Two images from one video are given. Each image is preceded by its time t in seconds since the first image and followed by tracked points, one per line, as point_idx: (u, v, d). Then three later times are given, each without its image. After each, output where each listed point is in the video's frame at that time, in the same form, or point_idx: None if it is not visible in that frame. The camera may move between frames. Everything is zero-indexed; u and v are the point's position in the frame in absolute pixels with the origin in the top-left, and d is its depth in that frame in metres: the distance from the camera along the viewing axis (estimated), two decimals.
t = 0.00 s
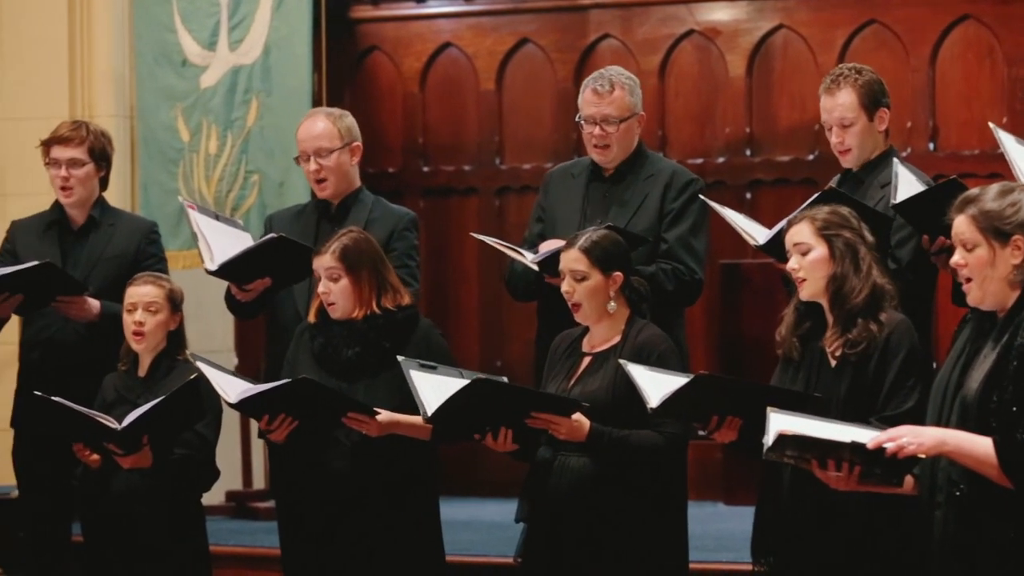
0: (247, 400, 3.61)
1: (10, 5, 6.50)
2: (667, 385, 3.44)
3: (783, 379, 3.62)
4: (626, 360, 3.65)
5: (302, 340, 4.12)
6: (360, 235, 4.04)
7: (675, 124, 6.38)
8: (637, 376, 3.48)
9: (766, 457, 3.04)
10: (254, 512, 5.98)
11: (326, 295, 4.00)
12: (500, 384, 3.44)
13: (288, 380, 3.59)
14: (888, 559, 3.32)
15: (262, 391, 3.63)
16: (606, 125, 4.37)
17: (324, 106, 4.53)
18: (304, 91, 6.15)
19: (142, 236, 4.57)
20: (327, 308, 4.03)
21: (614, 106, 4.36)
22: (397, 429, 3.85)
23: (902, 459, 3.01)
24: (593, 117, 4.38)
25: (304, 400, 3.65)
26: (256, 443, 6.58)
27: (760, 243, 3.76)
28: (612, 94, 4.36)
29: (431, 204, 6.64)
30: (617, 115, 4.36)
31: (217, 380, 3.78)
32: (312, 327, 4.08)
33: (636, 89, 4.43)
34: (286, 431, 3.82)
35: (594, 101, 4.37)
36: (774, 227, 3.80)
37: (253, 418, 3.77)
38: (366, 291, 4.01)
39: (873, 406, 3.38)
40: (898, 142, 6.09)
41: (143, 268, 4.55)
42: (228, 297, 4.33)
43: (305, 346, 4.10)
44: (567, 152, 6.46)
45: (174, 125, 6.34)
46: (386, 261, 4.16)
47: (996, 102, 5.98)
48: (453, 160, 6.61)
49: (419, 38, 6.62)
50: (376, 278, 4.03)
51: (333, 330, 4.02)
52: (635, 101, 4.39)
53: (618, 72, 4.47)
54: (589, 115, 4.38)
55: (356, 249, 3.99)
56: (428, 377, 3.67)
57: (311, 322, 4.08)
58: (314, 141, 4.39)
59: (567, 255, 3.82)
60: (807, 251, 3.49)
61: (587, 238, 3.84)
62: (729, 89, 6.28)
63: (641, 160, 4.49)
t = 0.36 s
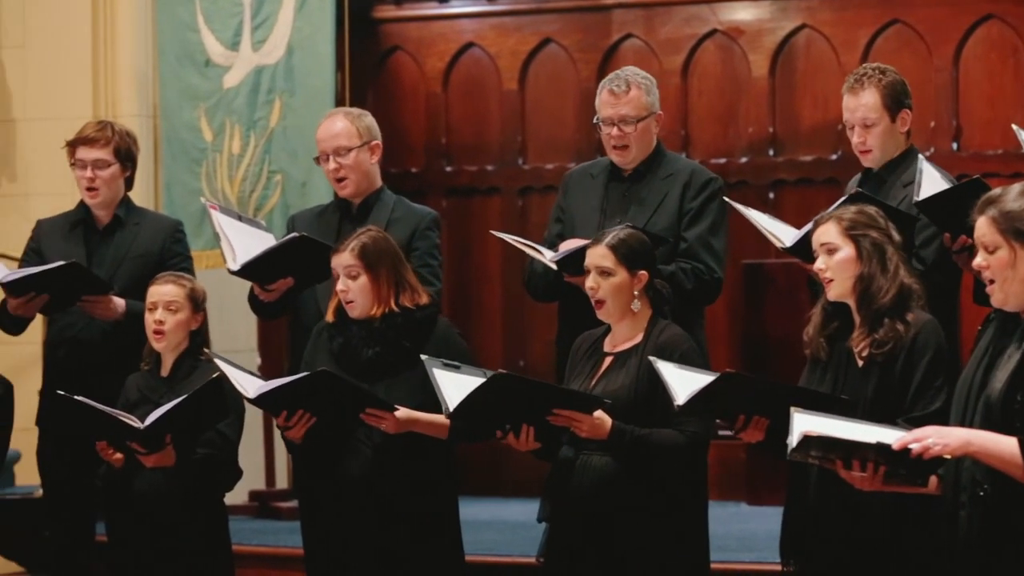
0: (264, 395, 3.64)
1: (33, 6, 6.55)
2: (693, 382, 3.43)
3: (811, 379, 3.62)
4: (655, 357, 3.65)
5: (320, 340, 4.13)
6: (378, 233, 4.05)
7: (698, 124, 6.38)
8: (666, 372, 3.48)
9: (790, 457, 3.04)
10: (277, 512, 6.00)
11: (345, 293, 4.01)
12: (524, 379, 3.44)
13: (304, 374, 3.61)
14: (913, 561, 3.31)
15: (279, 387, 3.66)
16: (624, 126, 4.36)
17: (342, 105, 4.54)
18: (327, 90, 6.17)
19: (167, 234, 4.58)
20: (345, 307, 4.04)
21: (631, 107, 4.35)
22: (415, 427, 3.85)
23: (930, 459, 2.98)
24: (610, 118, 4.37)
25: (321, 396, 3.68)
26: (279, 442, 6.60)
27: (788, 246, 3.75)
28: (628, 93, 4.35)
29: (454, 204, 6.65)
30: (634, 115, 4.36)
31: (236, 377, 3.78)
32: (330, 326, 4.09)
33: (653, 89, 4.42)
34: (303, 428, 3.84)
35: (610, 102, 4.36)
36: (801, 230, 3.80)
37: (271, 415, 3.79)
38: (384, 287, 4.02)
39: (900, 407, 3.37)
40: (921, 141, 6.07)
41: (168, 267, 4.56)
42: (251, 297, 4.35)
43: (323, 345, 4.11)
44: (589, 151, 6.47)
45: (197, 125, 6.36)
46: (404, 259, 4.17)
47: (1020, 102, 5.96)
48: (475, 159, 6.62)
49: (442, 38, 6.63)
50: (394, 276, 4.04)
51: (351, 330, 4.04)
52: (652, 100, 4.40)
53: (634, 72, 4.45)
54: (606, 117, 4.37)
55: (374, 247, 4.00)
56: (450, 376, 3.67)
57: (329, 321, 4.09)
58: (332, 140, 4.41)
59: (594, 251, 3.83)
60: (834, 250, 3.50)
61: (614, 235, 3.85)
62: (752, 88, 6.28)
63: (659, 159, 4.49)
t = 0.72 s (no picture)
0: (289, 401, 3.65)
1: (60, 7, 6.57)
2: (722, 381, 3.45)
3: (838, 378, 3.60)
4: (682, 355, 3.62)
5: (344, 343, 4.14)
6: (398, 235, 4.05)
7: (723, 124, 6.36)
8: (695, 370, 3.49)
9: (817, 458, 3.02)
10: (302, 512, 6.01)
11: (368, 296, 4.02)
12: (552, 380, 3.45)
13: (329, 379, 3.62)
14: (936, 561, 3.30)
15: (303, 393, 3.66)
16: (641, 123, 4.36)
17: (367, 105, 4.55)
18: (352, 91, 6.17)
19: (193, 234, 4.59)
20: (368, 309, 4.05)
21: (648, 104, 4.36)
22: (440, 426, 3.84)
23: (956, 460, 3.00)
24: (627, 116, 4.37)
25: (348, 398, 3.68)
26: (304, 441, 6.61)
27: (811, 249, 3.74)
28: (644, 91, 4.37)
29: (479, 203, 6.64)
30: (651, 112, 4.36)
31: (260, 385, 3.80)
32: (353, 328, 4.11)
33: (671, 86, 4.44)
34: (328, 432, 3.85)
35: (627, 100, 4.38)
36: (826, 232, 3.81)
37: (296, 419, 3.80)
38: (407, 290, 4.03)
39: (929, 406, 3.36)
40: (946, 141, 6.03)
41: (194, 267, 4.58)
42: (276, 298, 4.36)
43: (347, 347, 4.12)
44: (614, 151, 6.46)
45: (222, 124, 6.38)
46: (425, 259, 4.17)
47: None
48: (500, 159, 6.62)
49: (467, 38, 6.63)
50: (417, 277, 4.04)
51: (376, 333, 4.04)
52: (670, 97, 4.40)
53: (652, 72, 4.47)
54: (623, 115, 4.39)
55: (395, 249, 4.00)
56: (471, 375, 3.68)
57: (352, 324, 4.11)
58: (357, 140, 4.41)
59: (619, 250, 3.82)
60: (864, 250, 3.48)
61: (639, 234, 3.84)
62: (777, 87, 6.26)
63: (677, 159, 4.49)
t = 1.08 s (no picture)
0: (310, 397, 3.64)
1: (84, 7, 6.59)
2: (750, 381, 3.43)
3: (867, 377, 3.62)
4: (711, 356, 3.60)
5: (370, 339, 4.14)
6: (429, 233, 4.07)
7: (748, 123, 6.34)
8: (722, 369, 3.48)
9: (841, 453, 3.05)
10: (327, 511, 6.02)
11: (395, 292, 4.02)
12: (581, 373, 3.42)
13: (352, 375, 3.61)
14: (961, 563, 3.28)
15: (324, 388, 3.65)
16: (659, 121, 4.34)
17: (390, 104, 4.53)
18: (376, 91, 6.18)
19: (218, 233, 4.60)
20: (395, 306, 4.06)
21: (666, 102, 4.32)
22: (464, 424, 3.85)
23: (981, 458, 3.00)
24: (646, 115, 4.35)
25: (375, 391, 3.66)
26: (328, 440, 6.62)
27: (839, 247, 3.74)
28: (662, 90, 4.33)
29: (503, 203, 6.64)
30: (669, 111, 4.33)
31: (282, 376, 3.81)
32: (380, 326, 4.12)
33: (691, 85, 4.38)
34: (351, 427, 3.86)
35: (645, 100, 4.35)
36: (852, 231, 3.78)
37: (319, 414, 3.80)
38: (435, 285, 4.04)
39: (958, 408, 3.36)
40: (971, 140, 6.00)
41: (218, 266, 4.59)
42: (300, 298, 4.36)
43: (374, 343, 4.12)
44: (639, 150, 6.45)
45: (247, 123, 6.40)
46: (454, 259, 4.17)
47: None
48: (524, 158, 6.61)
49: (492, 37, 6.63)
50: (445, 274, 4.05)
51: (403, 329, 4.04)
52: (689, 96, 4.36)
53: (671, 70, 4.42)
54: (642, 113, 4.36)
55: (425, 247, 4.02)
56: (496, 364, 3.66)
57: (379, 320, 4.12)
58: (382, 140, 4.40)
59: (642, 252, 3.80)
60: (893, 251, 3.46)
61: (661, 235, 3.82)
62: (802, 86, 6.25)
63: (698, 159, 4.48)
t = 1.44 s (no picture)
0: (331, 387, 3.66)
1: (109, 6, 6.61)
2: (778, 381, 3.45)
3: (892, 377, 3.60)
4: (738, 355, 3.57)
5: (400, 333, 4.14)
6: (474, 234, 4.08)
7: (771, 122, 6.32)
8: (749, 367, 3.49)
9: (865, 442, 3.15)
10: (351, 510, 6.03)
11: (431, 284, 4.02)
12: (605, 369, 3.41)
13: (374, 366, 3.62)
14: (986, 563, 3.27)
15: (346, 379, 3.67)
16: (680, 120, 4.33)
17: (417, 102, 4.51)
18: (400, 91, 6.19)
19: (241, 233, 4.61)
20: (429, 298, 4.05)
21: (686, 101, 4.31)
22: (483, 424, 3.86)
23: (1001, 450, 3.10)
24: (667, 114, 4.34)
25: (396, 382, 3.65)
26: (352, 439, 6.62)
27: (875, 251, 3.72)
28: (682, 89, 4.33)
29: (527, 202, 6.62)
30: (689, 109, 4.32)
31: (306, 370, 3.83)
32: (412, 320, 4.12)
33: (711, 83, 4.38)
34: (373, 421, 3.85)
35: (665, 99, 4.34)
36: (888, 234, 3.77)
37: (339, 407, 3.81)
38: (473, 286, 4.04)
39: (985, 406, 3.36)
40: (995, 139, 5.97)
41: (241, 265, 4.60)
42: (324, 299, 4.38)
43: (402, 340, 4.12)
44: (663, 149, 6.44)
45: (271, 123, 6.41)
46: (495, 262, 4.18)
47: None
48: (548, 158, 6.59)
49: (515, 36, 6.62)
50: (484, 276, 4.06)
51: (433, 326, 4.05)
52: (709, 95, 4.35)
53: (691, 69, 4.42)
54: (663, 113, 4.35)
55: (468, 245, 4.03)
56: (519, 363, 3.66)
57: (412, 315, 4.12)
58: (407, 136, 4.38)
59: (663, 249, 3.79)
60: (920, 253, 3.44)
61: (682, 233, 3.80)
62: (825, 85, 6.23)
63: (719, 158, 4.47)
